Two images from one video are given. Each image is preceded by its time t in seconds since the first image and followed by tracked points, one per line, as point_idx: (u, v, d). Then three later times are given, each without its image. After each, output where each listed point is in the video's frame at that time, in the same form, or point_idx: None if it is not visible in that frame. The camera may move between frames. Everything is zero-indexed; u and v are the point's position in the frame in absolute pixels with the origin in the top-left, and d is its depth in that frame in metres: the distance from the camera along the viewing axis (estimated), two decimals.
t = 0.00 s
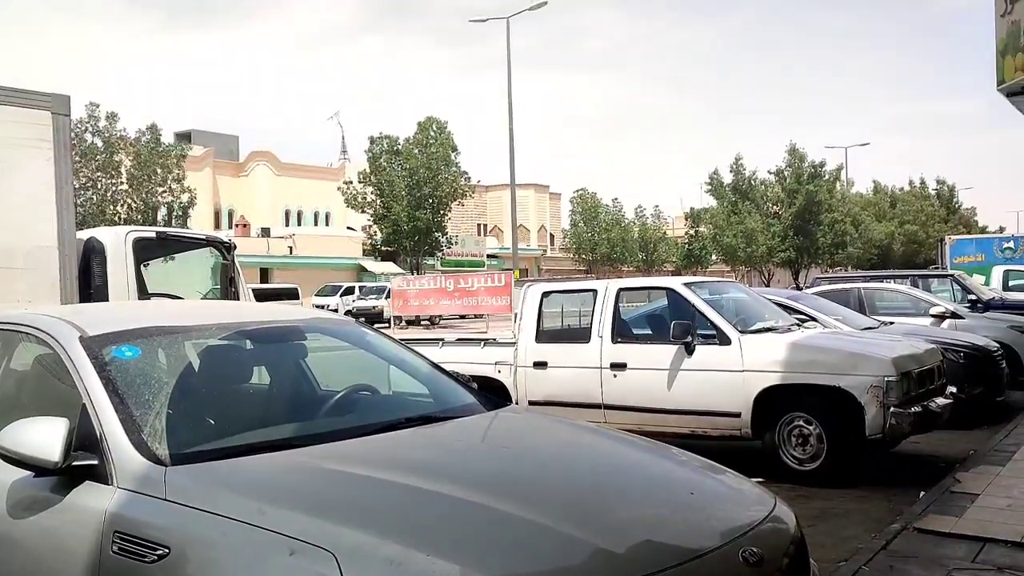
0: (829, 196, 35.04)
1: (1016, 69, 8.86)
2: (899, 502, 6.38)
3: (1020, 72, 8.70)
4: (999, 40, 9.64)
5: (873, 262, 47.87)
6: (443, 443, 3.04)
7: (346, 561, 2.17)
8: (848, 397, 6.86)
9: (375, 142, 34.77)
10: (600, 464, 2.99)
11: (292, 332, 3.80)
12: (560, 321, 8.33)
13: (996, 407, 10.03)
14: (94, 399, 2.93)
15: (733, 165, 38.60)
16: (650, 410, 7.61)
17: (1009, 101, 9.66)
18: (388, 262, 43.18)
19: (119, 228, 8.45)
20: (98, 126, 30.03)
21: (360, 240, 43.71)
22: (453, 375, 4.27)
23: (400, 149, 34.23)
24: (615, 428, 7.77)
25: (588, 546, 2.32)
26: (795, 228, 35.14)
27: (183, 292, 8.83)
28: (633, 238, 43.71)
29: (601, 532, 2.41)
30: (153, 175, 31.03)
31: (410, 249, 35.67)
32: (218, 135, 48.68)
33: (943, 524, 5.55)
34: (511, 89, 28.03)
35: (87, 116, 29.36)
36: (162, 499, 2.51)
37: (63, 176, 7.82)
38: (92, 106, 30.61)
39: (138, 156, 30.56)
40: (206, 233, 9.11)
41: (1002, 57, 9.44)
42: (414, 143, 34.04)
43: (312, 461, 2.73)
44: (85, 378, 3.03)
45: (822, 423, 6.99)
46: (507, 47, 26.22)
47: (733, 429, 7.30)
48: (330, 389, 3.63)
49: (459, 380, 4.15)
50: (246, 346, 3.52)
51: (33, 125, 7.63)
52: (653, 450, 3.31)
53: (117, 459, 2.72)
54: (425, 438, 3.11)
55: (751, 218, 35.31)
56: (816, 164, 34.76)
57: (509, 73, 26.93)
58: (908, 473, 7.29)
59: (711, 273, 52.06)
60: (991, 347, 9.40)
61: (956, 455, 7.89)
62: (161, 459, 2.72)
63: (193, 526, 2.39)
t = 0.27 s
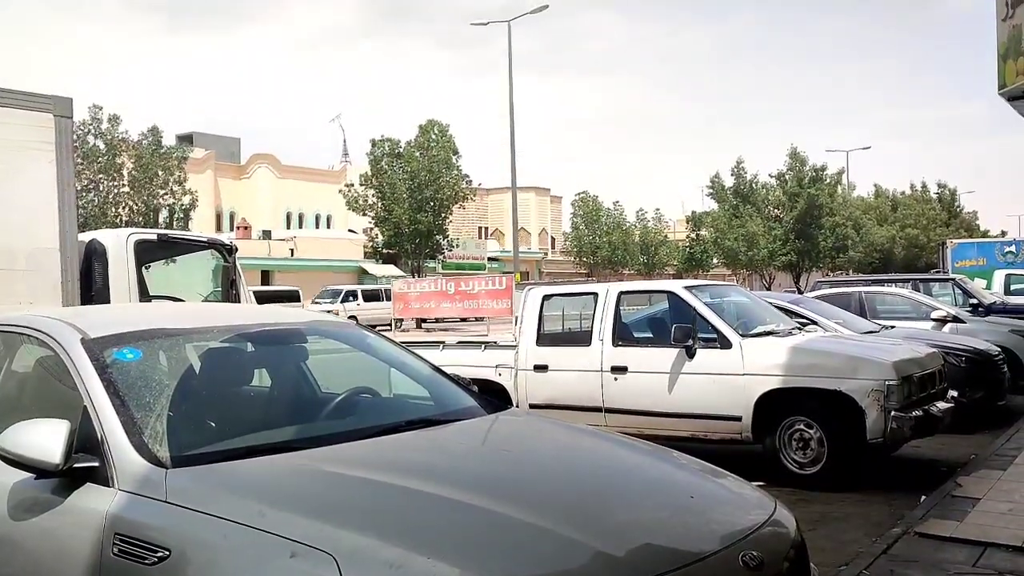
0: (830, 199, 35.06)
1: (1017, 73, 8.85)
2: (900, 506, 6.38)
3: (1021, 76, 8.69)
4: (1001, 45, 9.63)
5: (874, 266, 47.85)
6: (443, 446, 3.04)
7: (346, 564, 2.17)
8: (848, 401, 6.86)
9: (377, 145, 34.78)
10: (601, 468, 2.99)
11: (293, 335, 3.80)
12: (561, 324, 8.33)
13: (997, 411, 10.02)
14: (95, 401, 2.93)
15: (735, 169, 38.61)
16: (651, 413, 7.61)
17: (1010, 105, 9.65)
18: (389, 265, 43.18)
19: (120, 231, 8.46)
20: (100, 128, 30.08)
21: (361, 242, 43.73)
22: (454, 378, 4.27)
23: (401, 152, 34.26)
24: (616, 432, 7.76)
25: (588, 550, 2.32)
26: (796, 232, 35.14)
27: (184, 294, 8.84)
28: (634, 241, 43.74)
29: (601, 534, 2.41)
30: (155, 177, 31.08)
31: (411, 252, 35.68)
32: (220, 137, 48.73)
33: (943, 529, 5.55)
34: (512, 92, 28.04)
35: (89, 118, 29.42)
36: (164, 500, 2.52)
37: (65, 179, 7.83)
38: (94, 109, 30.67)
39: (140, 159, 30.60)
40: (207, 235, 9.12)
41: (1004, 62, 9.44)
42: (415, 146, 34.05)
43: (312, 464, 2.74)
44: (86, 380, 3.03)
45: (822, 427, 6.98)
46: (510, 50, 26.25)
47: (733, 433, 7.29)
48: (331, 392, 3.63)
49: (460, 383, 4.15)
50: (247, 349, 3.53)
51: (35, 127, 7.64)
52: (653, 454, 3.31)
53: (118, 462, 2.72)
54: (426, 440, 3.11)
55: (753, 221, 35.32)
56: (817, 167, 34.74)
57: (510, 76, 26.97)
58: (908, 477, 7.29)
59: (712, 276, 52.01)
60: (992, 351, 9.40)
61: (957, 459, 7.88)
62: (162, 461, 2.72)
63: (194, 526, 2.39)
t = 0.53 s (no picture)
0: (832, 202, 35.04)
1: (1019, 76, 8.85)
2: (901, 509, 6.37)
3: None
4: (1003, 47, 9.63)
5: (877, 268, 47.79)
6: (444, 447, 3.05)
7: (346, 565, 2.17)
8: (850, 404, 6.86)
9: (379, 147, 34.81)
10: (601, 470, 3.00)
11: (294, 336, 3.80)
12: (562, 327, 8.34)
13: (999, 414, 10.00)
14: (96, 403, 2.94)
15: (737, 171, 38.60)
16: (652, 415, 7.61)
17: (1012, 108, 9.65)
18: (391, 267, 43.18)
19: (123, 232, 8.48)
20: (103, 130, 30.16)
21: (364, 244, 43.75)
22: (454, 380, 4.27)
23: (403, 154, 34.28)
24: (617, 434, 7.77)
25: (587, 551, 2.32)
26: (798, 234, 35.13)
27: (186, 296, 8.85)
28: (636, 244, 43.74)
29: (600, 537, 2.41)
30: (158, 179, 31.14)
31: (413, 254, 35.69)
32: (222, 139, 48.83)
33: (944, 532, 5.54)
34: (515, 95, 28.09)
35: (92, 120, 29.50)
36: (164, 501, 2.52)
37: (68, 181, 7.86)
38: (97, 110, 30.75)
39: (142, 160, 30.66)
40: (209, 237, 9.13)
41: (1006, 64, 9.44)
42: (417, 148, 34.06)
43: (312, 465, 2.74)
44: (87, 381, 3.04)
45: (824, 430, 6.97)
46: (512, 53, 26.28)
47: (734, 435, 7.29)
48: (332, 394, 3.64)
49: (461, 385, 4.15)
50: (248, 350, 3.53)
51: (39, 129, 7.67)
52: (653, 456, 3.31)
53: (118, 463, 2.73)
54: (427, 442, 3.11)
55: (755, 224, 35.30)
56: (820, 170, 34.71)
57: (513, 79, 26.99)
58: (910, 480, 7.28)
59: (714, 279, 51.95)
60: (993, 355, 9.38)
61: (959, 462, 7.87)
62: (163, 462, 2.73)
63: (194, 527, 2.40)
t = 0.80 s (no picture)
0: (837, 204, 34.98)
1: None
2: (905, 512, 6.36)
3: None
4: (1008, 49, 9.61)
5: (881, 270, 47.69)
6: (448, 449, 3.05)
7: (350, 567, 2.18)
8: (854, 406, 6.85)
9: (383, 148, 34.84)
10: (605, 471, 3.00)
11: (298, 338, 3.81)
12: (566, 328, 8.34)
13: (1004, 417, 9.98)
14: (102, 404, 2.95)
15: (741, 173, 38.56)
16: (655, 417, 7.61)
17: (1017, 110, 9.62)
18: (395, 268, 43.22)
19: (128, 233, 8.51)
20: (108, 131, 30.26)
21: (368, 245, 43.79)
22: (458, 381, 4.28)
23: (407, 155, 34.32)
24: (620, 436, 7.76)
25: (591, 554, 2.32)
26: (803, 236, 35.08)
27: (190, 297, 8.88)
28: (640, 245, 43.73)
29: (604, 539, 2.42)
30: (163, 180, 31.23)
31: (417, 256, 35.72)
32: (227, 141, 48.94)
33: (948, 535, 5.53)
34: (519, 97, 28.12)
35: (98, 121, 29.60)
36: (169, 502, 2.53)
37: (73, 182, 7.89)
38: (103, 112, 30.86)
39: (147, 161, 30.74)
40: (214, 238, 9.15)
41: (1011, 66, 9.42)
42: (421, 150, 34.09)
43: (317, 466, 2.75)
44: (93, 382, 3.05)
45: (828, 432, 6.97)
46: (516, 55, 26.32)
47: (738, 437, 7.28)
48: (336, 395, 3.64)
49: (465, 387, 4.16)
50: (252, 352, 3.54)
51: (45, 131, 7.70)
52: (657, 458, 3.32)
53: (124, 464, 2.74)
54: (430, 444, 3.12)
55: (759, 225, 35.27)
56: (824, 172, 34.66)
57: (518, 81, 27.03)
58: (914, 482, 7.26)
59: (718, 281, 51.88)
60: (999, 357, 9.36)
61: (963, 465, 7.85)
62: (168, 463, 2.73)
63: (199, 528, 2.40)
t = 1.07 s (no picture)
0: (845, 204, 34.89)
1: None
2: (915, 513, 6.34)
3: None
4: (1018, 49, 9.58)
5: (890, 271, 47.54)
6: (456, 450, 3.06)
7: (360, 567, 2.19)
8: (863, 407, 6.83)
9: (391, 149, 34.88)
10: (613, 472, 3.00)
11: (307, 338, 3.82)
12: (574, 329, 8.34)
13: (1014, 418, 9.94)
14: (113, 404, 2.96)
15: (749, 173, 38.49)
16: (663, 418, 7.60)
17: None
18: (403, 269, 43.28)
19: (137, 234, 8.54)
20: (117, 132, 30.41)
21: (375, 246, 43.85)
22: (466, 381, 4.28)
23: (415, 156, 34.36)
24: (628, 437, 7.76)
25: (600, 554, 2.33)
26: (811, 236, 34.99)
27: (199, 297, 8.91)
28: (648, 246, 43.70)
29: (613, 539, 2.42)
30: (171, 181, 31.34)
31: (424, 256, 35.76)
32: (235, 142, 49.09)
33: (958, 536, 5.51)
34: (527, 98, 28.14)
35: (107, 123, 29.75)
36: (180, 502, 2.54)
37: (83, 184, 7.93)
38: (112, 113, 31.01)
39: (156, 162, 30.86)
40: (222, 238, 9.18)
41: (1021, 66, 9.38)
42: (429, 150, 34.13)
43: (326, 466, 2.76)
44: (104, 382, 3.06)
45: (837, 433, 6.95)
46: (523, 55, 26.35)
47: (747, 439, 7.27)
48: (345, 396, 3.65)
49: (473, 387, 4.17)
50: (262, 352, 3.55)
51: (55, 133, 7.74)
52: (665, 459, 3.32)
53: (135, 463, 2.75)
54: (439, 444, 3.12)
55: (767, 226, 35.19)
56: (832, 172, 34.57)
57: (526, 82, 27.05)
58: (923, 484, 7.24)
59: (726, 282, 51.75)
60: (1008, 358, 9.32)
61: (973, 466, 7.82)
62: (179, 463, 2.75)
63: (210, 529, 2.41)
